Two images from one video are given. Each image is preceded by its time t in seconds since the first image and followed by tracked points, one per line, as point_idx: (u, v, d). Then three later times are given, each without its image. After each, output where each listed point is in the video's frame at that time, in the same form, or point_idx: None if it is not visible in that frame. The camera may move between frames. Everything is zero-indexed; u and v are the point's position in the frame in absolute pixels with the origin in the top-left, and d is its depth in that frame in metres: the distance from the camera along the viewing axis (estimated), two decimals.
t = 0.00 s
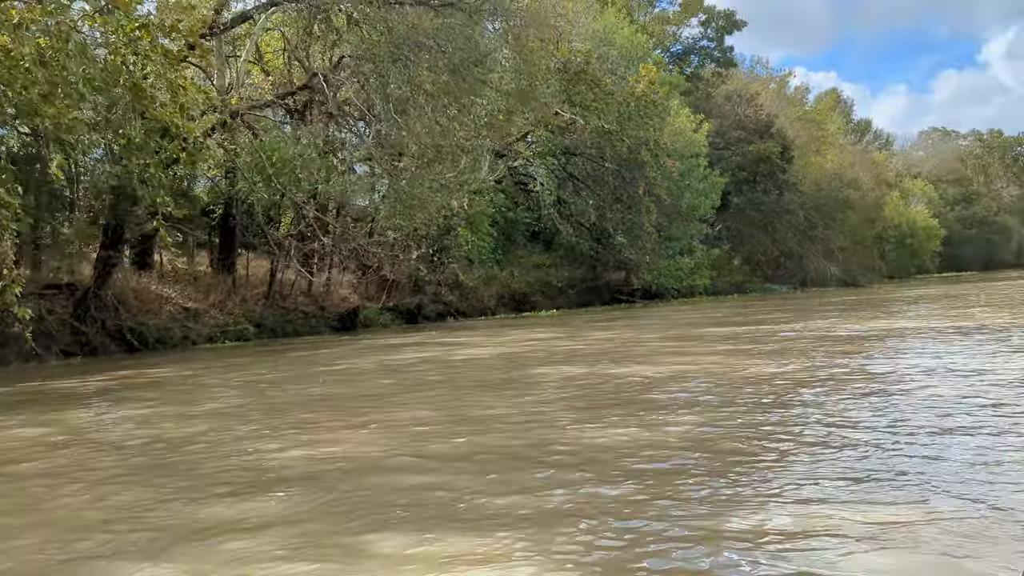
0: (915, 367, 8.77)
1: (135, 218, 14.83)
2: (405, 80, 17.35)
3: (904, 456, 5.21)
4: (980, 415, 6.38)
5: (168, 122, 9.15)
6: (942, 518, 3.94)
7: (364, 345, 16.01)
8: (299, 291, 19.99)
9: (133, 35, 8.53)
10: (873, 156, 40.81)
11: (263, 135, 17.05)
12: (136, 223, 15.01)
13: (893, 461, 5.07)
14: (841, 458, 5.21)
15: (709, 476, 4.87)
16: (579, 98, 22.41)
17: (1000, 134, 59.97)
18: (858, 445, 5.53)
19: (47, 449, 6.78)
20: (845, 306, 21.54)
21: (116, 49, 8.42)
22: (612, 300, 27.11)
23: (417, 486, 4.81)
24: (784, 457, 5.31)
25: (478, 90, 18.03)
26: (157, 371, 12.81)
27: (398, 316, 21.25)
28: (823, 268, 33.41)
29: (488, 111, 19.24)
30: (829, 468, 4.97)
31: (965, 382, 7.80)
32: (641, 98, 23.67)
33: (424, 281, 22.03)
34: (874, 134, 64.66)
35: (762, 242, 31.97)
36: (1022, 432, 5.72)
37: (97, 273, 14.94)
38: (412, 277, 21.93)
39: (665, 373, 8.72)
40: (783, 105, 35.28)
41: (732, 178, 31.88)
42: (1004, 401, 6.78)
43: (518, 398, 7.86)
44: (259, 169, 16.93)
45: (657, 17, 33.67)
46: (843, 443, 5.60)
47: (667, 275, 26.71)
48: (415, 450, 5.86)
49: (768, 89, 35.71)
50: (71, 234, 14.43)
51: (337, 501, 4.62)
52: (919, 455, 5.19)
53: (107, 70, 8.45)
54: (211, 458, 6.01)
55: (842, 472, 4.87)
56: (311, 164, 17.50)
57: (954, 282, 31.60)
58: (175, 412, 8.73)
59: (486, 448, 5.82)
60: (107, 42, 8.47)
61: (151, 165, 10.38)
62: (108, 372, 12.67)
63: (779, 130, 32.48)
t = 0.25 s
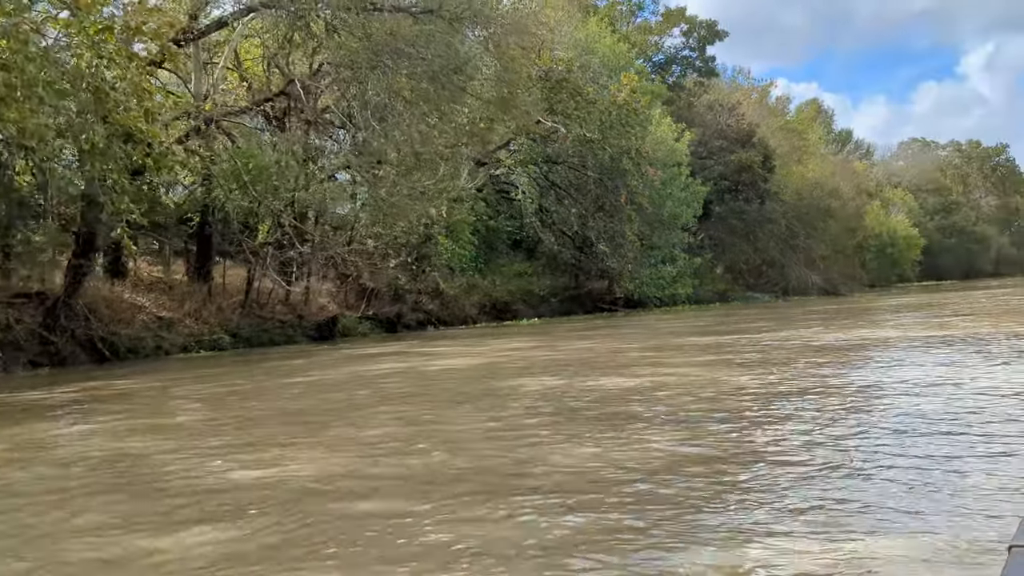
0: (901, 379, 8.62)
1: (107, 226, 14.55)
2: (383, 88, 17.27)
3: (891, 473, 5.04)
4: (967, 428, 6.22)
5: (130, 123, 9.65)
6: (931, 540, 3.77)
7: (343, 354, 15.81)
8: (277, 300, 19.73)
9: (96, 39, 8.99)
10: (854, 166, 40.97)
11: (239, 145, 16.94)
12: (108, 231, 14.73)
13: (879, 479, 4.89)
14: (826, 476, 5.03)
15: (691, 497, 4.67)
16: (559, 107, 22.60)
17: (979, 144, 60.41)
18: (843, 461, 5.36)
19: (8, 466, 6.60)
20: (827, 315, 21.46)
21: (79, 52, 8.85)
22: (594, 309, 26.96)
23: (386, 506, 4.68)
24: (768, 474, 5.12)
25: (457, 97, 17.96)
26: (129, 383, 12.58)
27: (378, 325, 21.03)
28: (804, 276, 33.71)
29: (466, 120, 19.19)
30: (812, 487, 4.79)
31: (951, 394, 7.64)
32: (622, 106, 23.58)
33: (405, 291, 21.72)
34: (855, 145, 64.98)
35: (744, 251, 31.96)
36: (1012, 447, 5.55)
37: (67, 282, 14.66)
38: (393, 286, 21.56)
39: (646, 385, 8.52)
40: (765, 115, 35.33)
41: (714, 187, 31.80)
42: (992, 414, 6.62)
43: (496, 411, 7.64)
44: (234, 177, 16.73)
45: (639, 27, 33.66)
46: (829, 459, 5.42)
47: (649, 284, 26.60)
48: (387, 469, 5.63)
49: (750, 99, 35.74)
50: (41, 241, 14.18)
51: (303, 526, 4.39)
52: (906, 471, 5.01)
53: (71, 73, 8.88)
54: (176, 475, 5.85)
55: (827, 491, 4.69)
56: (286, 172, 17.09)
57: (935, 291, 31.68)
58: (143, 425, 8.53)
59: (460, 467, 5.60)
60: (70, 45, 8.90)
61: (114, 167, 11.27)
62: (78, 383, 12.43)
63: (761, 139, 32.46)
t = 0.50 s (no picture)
0: (886, 391, 8.50)
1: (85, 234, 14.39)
2: (365, 94, 17.17)
3: (877, 490, 4.91)
4: (953, 442, 6.10)
5: (101, 129, 9.88)
6: (918, 562, 3.66)
7: (326, 362, 15.67)
8: (258, 307, 19.57)
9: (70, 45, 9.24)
10: (838, 174, 41.11)
11: (221, 152, 16.84)
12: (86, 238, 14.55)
13: (863, 496, 4.78)
14: (811, 494, 4.89)
15: (672, 517, 4.52)
16: (544, 114, 22.51)
17: (962, 153, 60.77)
18: (828, 477, 5.22)
19: None
20: (812, 324, 21.43)
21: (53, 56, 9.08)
22: (579, 316, 26.89)
23: (363, 523, 4.59)
24: (751, 492, 4.98)
25: (442, 104, 17.88)
26: (108, 391, 12.43)
27: (362, 333, 20.92)
28: (789, 284, 33.78)
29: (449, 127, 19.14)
30: (796, 505, 4.65)
31: (936, 407, 7.53)
32: (607, 114, 23.47)
33: (389, 298, 21.59)
34: (839, 153, 65.23)
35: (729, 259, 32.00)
36: (997, 459, 5.51)
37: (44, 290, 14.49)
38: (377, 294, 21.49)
39: (629, 396, 8.36)
40: (750, 123, 35.38)
41: (699, 195, 31.77)
42: (978, 427, 6.50)
43: (475, 424, 7.47)
44: (215, 184, 16.62)
45: (625, 35, 33.67)
46: (813, 475, 5.28)
47: (635, 291, 26.57)
48: (363, 485, 5.46)
49: (735, 107, 35.77)
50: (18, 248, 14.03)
51: (270, 552, 4.21)
52: (891, 488, 4.88)
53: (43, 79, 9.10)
54: (150, 488, 5.74)
55: (812, 508, 4.57)
56: (270, 177, 17.21)
57: (919, 299, 31.78)
58: (120, 434, 8.40)
59: (435, 485, 5.43)
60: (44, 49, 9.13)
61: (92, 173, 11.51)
62: (55, 392, 12.26)
63: (746, 147, 32.45)
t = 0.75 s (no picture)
0: (880, 401, 8.34)
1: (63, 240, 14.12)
2: (350, 100, 16.90)
3: (875, 501, 4.74)
4: (952, 455, 5.89)
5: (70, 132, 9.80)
6: None
7: (312, 371, 15.43)
8: (243, 314, 19.28)
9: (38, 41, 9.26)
10: (829, 181, 41.07)
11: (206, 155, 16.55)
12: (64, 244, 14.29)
13: (861, 508, 4.61)
14: (806, 506, 4.72)
15: (662, 537, 4.30)
16: (534, 120, 22.24)
17: (952, 161, 60.82)
18: (823, 492, 5.00)
19: None
20: (802, 332, 21.27)
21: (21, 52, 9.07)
22: (569, 324, 26.67)
23: (338, 548, 4.40)
24: (743, 506, 4.81)
25: (429, 109, 17.66)
26: (87, 401, 12.18)
27: (348, 341, 20.69)
28: (780, 292, 33.71)
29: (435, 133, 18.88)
30: (789, 521, 4.44)
31: (933, 419, 7.31)
32: (596, 120, 23.47)
33: (377, 305, 21.30)
34: (830, 160, 65.21)
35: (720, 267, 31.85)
36: (997, 469, 5.35)
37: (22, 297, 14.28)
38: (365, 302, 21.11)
39: (618, 408, 8.13)
40: (741, 130, 35.27)
41: (690, 202, 31.59)
42: (977, 439, 6.29)
43: (458, 437, 7.23)
44: (197, 190, 16.36)
45: (615, 42, 33.53)
46: (807, 490, 5.06)
47: (625, 299, 26.39)
48: (340, 504, 5.27)
49: (726, 114, 35.66)
50: None
51: None
52: (889, 503, 4.67)
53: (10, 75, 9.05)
54: (120, 508, 5.53)
55: (807, 522, 4.40)
56: (254, 183, 16.95)
57: (909, 307, 31.68)
58: (94, 447, 8.18)
59: (414, 504, 5.20)
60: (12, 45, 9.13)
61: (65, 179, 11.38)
62: (32, 403, 12.01)
63: (737, 154, 32.26)
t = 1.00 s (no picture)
0: (876, 411, 8.08)
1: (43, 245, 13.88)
2: (335, 103, 16.54)
3: (874, 517, 4.49)
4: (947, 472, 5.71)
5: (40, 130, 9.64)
6: None
7: (297, 379, 15.13)
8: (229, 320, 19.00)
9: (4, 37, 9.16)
10: (822, 187, 40.92)
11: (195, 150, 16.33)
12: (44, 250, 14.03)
13: (860, 525, 4.37)
14: (801, 522, 4.48)
15: (648, 557, 4.05)
16: (525, 124, 21.92)
17: (945, 166, 60.79)
18: (819, 507, 4.76)
19: None
20: (794, 339, 21.11)
21: None
22: (559, 330, 26.56)
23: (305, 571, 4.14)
24: (736, 522, 4.56)
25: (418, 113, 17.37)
26: (64, 410, 11.88)
27: (335, 347, 20.50)
28: (773, 298, 33.54)
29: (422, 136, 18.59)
30: (778, 538, 4.26)
31: (927, 429, 7.14)
32: (588, 125, 23.06)
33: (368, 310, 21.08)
34: (823, 166, 65.16)
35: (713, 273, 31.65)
36: (1001, 484, 5.11)
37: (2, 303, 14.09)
38: (353, 309, 20.76)
39: (605, 417, 7.95)
40: (733, 136, 35.09)
41: (682, 208, 31.32)
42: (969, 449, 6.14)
43: (440, 449, 7.03)
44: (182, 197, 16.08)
45: (607, 47, 33.35)
46: (803, 505, 4.82)
47: (617, 305, 26.13)
48: (312, 523, 5.00)
49: (719, 119, 35.48)
50: None
51: None
52: (888, 520, 4.43)
53: None
54: (81, 527, 5.26)
55: (803, 540, 4.15)
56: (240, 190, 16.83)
57: (903, 313, 31.51)
58: (64, 459, 7.89)
59: (389, 521, 4.98)
60: None
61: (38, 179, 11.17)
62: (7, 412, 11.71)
63: (729, 159, 31.97)
